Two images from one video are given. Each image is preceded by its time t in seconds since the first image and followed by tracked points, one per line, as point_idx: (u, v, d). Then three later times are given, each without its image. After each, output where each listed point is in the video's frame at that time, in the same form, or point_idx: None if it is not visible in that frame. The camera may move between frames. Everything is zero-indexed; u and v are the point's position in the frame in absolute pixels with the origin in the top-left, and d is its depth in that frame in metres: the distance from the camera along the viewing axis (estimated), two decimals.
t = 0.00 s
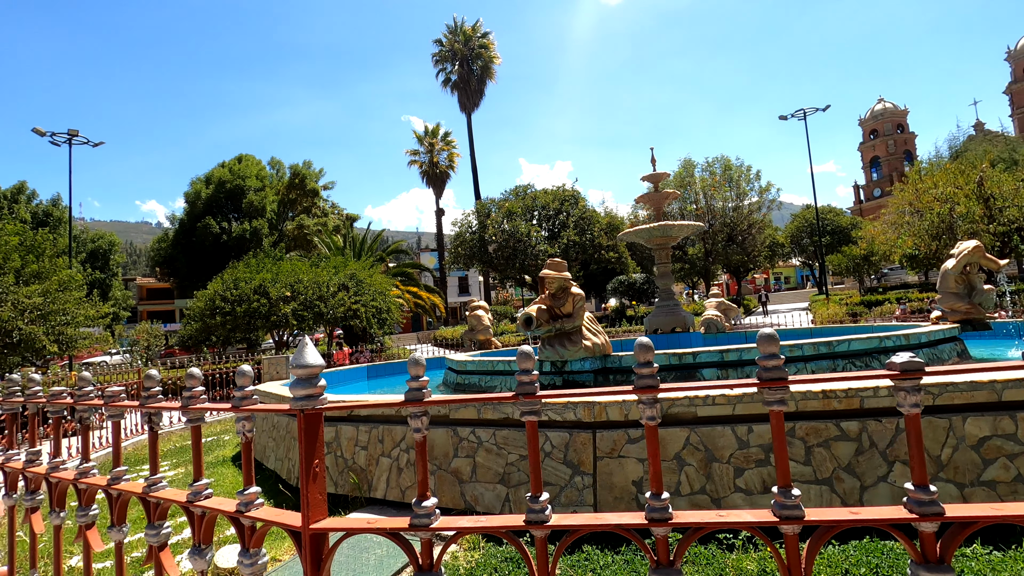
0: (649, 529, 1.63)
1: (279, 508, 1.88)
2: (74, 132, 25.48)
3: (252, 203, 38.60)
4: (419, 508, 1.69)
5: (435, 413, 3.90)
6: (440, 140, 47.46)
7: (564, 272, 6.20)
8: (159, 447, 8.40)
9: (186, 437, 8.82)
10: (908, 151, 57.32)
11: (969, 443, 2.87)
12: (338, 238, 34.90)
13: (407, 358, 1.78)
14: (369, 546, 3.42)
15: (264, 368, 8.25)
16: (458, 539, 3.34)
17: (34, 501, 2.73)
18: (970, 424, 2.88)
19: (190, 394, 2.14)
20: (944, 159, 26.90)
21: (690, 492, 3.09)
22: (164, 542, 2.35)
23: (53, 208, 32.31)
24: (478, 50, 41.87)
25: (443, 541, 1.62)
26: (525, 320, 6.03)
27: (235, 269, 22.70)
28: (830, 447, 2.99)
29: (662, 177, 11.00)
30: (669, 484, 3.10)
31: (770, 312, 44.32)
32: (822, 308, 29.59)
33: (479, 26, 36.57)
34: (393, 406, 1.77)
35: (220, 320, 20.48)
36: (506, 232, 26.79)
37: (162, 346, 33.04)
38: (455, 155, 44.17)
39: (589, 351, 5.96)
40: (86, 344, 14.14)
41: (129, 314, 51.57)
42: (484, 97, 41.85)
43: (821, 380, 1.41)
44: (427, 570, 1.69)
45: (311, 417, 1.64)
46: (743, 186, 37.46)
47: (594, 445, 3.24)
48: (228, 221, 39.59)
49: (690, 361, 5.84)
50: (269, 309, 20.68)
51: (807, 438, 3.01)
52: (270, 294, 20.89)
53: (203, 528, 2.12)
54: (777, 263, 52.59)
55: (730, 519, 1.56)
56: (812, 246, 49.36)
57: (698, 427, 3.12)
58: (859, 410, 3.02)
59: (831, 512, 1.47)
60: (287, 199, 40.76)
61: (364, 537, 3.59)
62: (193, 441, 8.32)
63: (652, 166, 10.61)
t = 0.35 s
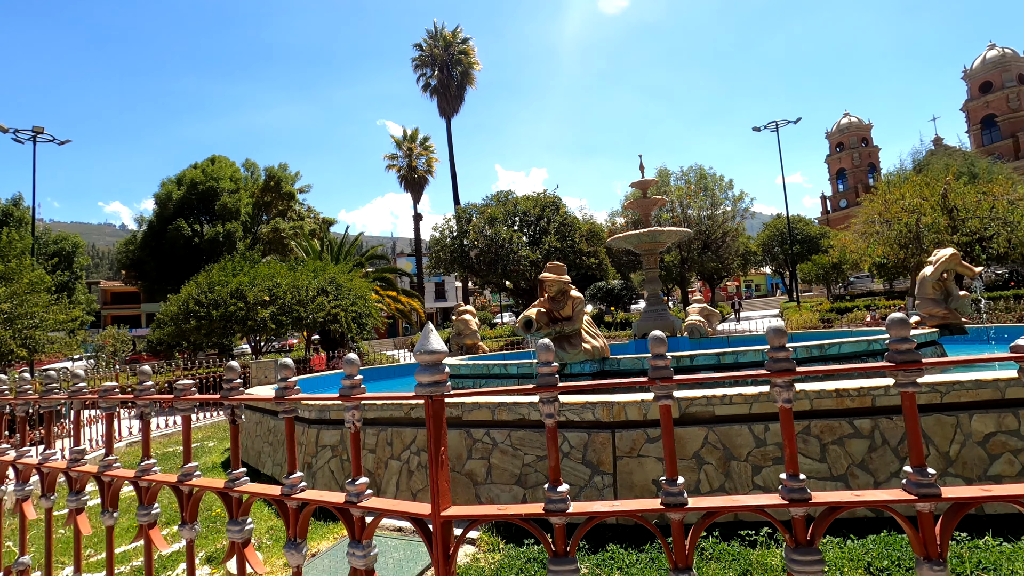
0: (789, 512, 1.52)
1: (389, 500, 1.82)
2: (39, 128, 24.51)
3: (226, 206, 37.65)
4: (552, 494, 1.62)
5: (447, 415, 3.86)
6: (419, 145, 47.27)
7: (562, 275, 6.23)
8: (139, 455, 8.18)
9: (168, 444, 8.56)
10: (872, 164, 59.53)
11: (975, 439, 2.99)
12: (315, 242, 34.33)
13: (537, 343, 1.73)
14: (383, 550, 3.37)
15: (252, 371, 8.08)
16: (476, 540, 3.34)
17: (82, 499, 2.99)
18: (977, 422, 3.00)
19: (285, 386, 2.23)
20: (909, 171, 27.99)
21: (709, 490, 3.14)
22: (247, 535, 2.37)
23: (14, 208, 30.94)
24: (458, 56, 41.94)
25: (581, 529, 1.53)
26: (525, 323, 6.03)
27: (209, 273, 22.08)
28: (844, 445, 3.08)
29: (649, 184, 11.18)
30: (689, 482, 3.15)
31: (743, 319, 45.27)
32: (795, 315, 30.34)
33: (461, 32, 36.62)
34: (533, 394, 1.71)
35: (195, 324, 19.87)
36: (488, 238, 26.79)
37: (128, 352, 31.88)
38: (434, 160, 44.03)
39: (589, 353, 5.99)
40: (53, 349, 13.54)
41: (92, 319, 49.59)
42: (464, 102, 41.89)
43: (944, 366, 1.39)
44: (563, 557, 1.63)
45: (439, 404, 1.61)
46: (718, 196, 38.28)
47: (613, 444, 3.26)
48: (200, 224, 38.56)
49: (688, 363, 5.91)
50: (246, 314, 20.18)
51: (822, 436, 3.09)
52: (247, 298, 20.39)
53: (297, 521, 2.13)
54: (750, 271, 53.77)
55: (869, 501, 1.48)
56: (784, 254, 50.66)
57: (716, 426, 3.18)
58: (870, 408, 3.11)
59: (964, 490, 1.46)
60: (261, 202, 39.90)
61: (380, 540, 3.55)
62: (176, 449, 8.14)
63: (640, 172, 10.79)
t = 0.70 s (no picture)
0: (930, 515, 1.53)
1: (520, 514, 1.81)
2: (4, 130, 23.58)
3: (201, 209, 36.72)
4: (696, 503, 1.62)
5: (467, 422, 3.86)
6: (398, 148, 46.97)
7: (566, 281, 6.27)
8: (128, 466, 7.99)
9: (155, 456, 8.31)
10: (841, 171, 61.36)
11: (987, 439, 3.12)
12: (295, 246, 33.76)
13: (680, 356, 1.71)
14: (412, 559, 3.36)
15: (246, 380, 7.92)
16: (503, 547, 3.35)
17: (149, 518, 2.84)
18: (988, 422, 3.13)
19: (403, 395, 2.13)
20: (879, 178, 28.92)
21: (736, 492, 3.20)
22: (355, 555, 2.13)
23: None
24: (439, 60, 41.84)
25: (730, 536, 1.54)
26: (530, 328, 6.05)
27: (188, 278, 21.52)
28: (864, 446, 3.17)
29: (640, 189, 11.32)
30: (716, 485, 3.20)
31: (721, 322, 45.98)
32: (772, 318, 31.02)
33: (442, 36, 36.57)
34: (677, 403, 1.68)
35: (173, 331, 19.34)
36: (472, 243, 26.74)
37: (98, 360, 30.85)
38: (415, 164, 43.81)
39: (594, 358, 6.04)
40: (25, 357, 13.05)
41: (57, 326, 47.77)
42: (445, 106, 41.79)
43: None
44: (712, 564, 1.59)
45: (585, 417, 1.70)
46: (696, 201, 38.93)
47: (639, 449, 3.30)
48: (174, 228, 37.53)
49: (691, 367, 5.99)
50: (226, 320, 19.73)
51: (844, 438, 3.18)
52: (228, 303, 19.94)
53: (416, 536, 2.03)
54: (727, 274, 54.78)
55: (1005, 503, 1.51)
56: (759, 258, 51.77)
57: (741, 428, 3.24)
58: (887, 410, 3.22)
59: None
60: (238, 205, 39.07)
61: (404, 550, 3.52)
62: (166, 460, 7.97)
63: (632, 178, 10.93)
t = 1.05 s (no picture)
0: None
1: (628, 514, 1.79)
2: None
3: (181, 212, 35.93)
4: (811, 502, 1.63)
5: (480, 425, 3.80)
6: (382, 151, 46.63)
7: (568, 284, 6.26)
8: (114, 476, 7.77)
9: (143, 464, 8.08)
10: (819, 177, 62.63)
11: (1001, 437, 3.17)
12: (278, 249, 33.23)
13: (796, 349, 1.75)
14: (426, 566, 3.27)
15: (239, 385, 7.75)
16: (524, 552, 3.31)
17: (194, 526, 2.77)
18: (1001, 420, 3.18)
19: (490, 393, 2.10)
20: (858, 184, 29.56)
21: (757, 493, 3.18)
22: (431, 562, 1.99)
23: None
24: (423, 63, 41.73)
25: (849, 532, 1.57)
26: (533, 331, 6.01)
27: (169, 282, 21.02)
28: (881, 445, 3.20)
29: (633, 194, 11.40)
30: (736, 487, 3.20)
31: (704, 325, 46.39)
32: (755, 321, 31.44)
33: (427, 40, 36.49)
34: (795, 396, 1.77)
35: (154, 336, 18.84)
36: (460, 246, 26.60)
37: (72, 366, 29.91)
38: (399, 168, 43.54)
39: (597, 361, 6.03)
40: None
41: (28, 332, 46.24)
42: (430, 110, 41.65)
43: None
44: (828, 564, 1.61)
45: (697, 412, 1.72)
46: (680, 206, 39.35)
47: (660, 451, 3.28)
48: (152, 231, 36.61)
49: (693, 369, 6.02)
50: (210, 324, 19.32)
51: (861, 437, 3.20)
52: (211, 307, 19.51)
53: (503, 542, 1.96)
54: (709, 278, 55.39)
55: None
56: (741, 263, 52.47)
57: (761, 429, 3.25)
58: (902, 409, 3.26)
59: None
60: (219, 208, 38.31)
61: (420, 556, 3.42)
62: (156, 468, 7.75)
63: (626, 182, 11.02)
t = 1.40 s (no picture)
0: None
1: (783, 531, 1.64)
2: None
3: (175, 213, 35.56)
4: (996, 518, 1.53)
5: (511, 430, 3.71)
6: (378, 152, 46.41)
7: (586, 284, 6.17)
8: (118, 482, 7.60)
9: (149, 469, 7.92)
10: (812, 178, 62.98)
11: None
12: (274, 251, 32.96)
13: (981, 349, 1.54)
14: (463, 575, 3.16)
15: (247, 388, 7.60)
16: (563, 560, 3.21)
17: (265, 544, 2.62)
18: None
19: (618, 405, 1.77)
20: (855, 184, 29.68)
21: (803, 498, 3.11)
22: None
23: None
24: (419, 64, 41.57)
25: None
26: (551, 332, 5.92)
27: (165, 284, 20.74)
28: (928, 448, 3.13)
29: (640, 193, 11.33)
30: (783, 491, 3.11)
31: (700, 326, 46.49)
32: (753, 321, 31.50)
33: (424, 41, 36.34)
34: (981, 405, 1.50)
35: (151, 339, 18.57)
36: (459, 247, 26.46)
37: (65, 370, 29.49)
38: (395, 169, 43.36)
39: (617, 363, 5.94)
40: None
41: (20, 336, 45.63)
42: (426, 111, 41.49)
43: None
44: None
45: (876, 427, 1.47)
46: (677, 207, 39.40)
47: (703, 454, 3.21)
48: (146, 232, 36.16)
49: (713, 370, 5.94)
50: (208, 327, 19.11)
51: (908, 439, 3.14)
52: (209, 309, 19.27)
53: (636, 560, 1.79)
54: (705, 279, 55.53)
55: None
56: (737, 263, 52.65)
57: (806, 431, 3.17)
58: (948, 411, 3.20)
59: None
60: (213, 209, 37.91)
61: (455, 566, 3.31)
62: (164, 473, 7.60)
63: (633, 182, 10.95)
